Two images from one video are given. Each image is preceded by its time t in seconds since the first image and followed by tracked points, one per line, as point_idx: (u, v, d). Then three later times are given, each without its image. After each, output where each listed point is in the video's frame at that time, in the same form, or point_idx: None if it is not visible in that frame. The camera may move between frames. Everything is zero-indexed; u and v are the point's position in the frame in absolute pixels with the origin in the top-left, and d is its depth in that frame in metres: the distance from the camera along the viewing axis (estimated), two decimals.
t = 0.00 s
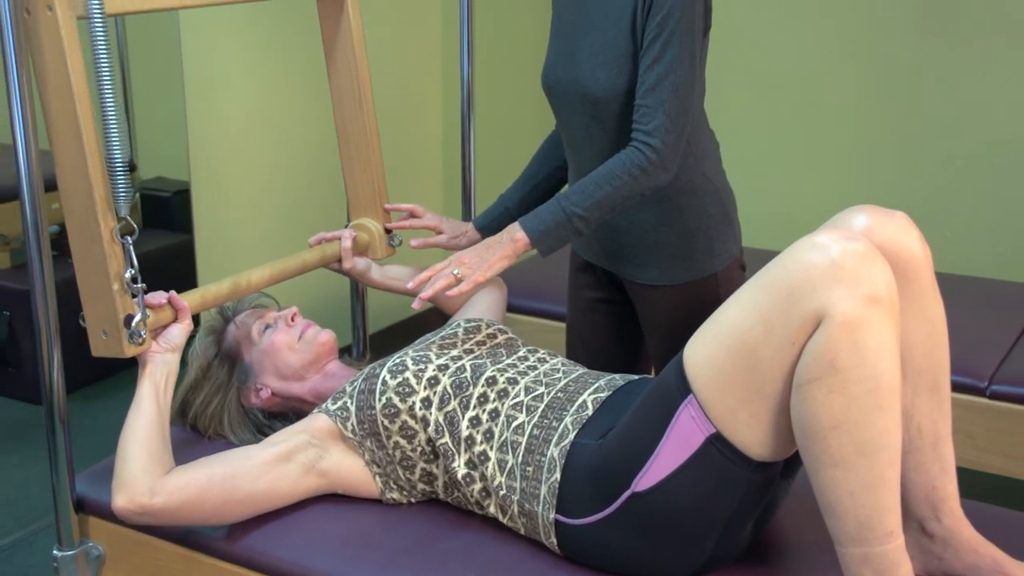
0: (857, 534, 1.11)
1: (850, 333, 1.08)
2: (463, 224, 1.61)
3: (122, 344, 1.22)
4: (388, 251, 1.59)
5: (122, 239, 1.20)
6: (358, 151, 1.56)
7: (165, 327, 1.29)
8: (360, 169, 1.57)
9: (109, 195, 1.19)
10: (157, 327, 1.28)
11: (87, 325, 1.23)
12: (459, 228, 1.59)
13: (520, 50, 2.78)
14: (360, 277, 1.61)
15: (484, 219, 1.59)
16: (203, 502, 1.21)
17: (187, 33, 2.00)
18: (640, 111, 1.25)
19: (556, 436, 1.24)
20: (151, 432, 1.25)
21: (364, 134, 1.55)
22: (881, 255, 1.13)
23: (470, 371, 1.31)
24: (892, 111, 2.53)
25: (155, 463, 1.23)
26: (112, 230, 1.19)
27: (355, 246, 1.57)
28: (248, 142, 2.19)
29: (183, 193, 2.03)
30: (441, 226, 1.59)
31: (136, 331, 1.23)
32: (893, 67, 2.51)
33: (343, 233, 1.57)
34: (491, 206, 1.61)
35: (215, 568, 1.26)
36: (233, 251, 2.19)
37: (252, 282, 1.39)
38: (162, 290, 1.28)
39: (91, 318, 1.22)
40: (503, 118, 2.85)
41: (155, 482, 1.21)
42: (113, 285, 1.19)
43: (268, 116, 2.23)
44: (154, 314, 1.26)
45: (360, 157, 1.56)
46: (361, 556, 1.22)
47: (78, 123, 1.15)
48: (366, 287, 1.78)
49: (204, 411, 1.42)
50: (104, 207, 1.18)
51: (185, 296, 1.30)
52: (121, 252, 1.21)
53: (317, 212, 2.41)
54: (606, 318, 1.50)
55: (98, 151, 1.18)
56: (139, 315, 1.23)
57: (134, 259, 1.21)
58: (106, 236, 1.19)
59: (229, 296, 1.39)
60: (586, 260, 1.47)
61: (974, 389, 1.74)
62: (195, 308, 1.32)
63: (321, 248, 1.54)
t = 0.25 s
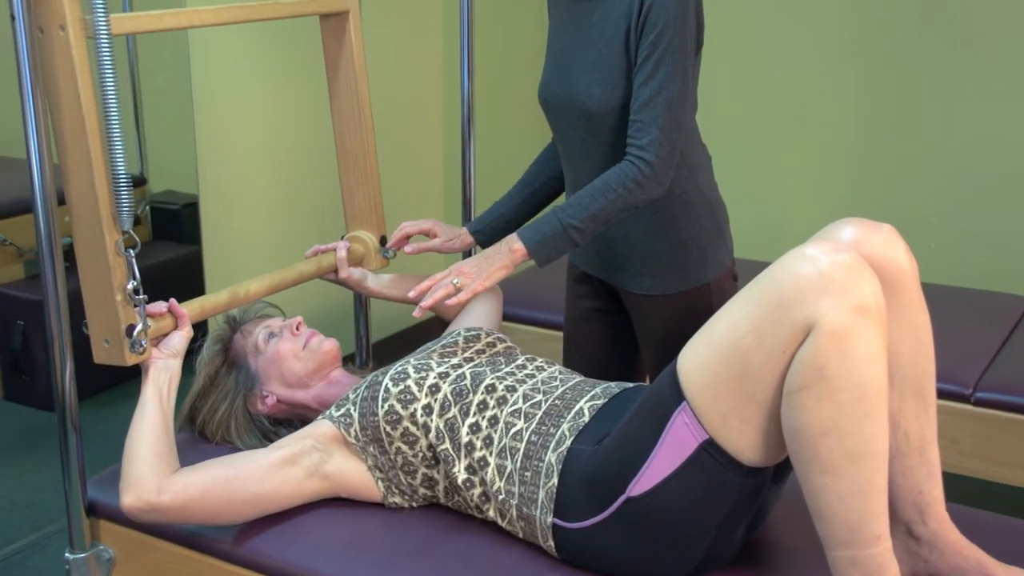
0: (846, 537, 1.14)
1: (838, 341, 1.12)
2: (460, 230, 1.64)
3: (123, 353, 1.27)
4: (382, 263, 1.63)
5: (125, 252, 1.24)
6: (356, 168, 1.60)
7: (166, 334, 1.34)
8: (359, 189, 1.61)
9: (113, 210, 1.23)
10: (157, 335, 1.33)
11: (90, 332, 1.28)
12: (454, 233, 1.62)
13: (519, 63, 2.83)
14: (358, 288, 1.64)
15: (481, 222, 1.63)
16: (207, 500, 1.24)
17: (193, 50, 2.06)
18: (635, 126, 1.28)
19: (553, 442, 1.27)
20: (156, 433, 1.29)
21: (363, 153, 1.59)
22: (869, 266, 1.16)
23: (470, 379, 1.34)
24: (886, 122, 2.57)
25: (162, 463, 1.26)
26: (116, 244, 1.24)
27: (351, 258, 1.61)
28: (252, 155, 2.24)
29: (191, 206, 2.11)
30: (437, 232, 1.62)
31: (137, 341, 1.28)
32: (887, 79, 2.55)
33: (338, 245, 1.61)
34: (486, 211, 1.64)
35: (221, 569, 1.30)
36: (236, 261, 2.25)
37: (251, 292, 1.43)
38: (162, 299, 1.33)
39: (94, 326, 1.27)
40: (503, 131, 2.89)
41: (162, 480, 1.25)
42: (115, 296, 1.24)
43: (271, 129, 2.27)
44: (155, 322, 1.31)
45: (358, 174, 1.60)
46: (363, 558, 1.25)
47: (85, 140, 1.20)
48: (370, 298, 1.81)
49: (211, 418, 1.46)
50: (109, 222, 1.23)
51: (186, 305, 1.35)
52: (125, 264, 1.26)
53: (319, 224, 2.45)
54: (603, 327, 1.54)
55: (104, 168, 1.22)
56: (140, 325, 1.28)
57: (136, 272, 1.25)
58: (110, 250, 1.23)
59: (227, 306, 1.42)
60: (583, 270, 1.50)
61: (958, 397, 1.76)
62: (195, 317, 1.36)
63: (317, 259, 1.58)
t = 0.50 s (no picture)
0: (835, 538, 1.18)
1: (826, 349, 1.15)
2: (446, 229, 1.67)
3: (128, 359, 1.32)
4: (378, 272, 1.68)
5: (131, 263, 1.30)
6: (357, 183, 1.65)
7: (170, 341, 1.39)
8: (359, 205, 1.66)
9: (120, 222, 1.29)
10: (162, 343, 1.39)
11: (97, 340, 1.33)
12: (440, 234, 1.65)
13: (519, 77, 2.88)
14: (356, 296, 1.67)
15: (470, 223, 1.65)
16: (215, 497, 1.28)
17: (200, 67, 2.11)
18: (629, 141, 1.33)
19: (550, 446, 1.31)
20: (165, 432, 1.33)
21: (363, 170, 1.63)
22: (855, 277, 1.20)
23: (470, 385, 1.38)
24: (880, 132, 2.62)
25: (171, 460, 1.30)
26: (123, 255, 1.29)
27: (348, 267, 1.65)
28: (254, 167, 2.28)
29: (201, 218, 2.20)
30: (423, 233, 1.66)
31: (142, 349, 1.33)
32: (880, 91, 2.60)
33: (336, 254, 1.65)
34: (477, 212, 1.66)
35: (228, 569, 1.34)
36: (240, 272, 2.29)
37: (252, 302, 1.49)
38: (166, 307, 1.38)
39: (102, 334, 1.32)
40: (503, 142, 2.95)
41: (171, 478, 1.28)
42: (122, 306, 1.29)
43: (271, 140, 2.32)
44: (159, 329, 1.37)
45: (359, 189, 1.65)
46: (367, 559, 1.29)
47: (95, 157, 1.25)
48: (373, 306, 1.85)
49: (220, 423, 1.50)
50: (116, 235, 1.28)
51: (188, 312, 1.40)
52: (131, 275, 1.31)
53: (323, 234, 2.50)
54: (599, 335, 1.58)
55: (112, 183, 1.27)
56: (145, 333, 1.33)
57: (142, 282, 1.31)
58: (117, 261, 1.28)
59: (229, 314, 1.48)
60: (580, 280, 1.55)
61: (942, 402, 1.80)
62: (198, 326, 1.41)
63: (317, 269, 1.62)
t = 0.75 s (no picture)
0: (818, 537, 1.24)
1: (809, 356, 1.21)
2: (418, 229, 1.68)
3: (139, 366, 1.39)
4: (378, 284, 1.74)
5: (143, 275, 1.37)
6: (357, 200, 1.72)
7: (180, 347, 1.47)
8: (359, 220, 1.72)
9: (133, 236, 1.36)
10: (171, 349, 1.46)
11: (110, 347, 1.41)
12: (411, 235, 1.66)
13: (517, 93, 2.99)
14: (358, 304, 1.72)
15: (441, 224, 1.66)
16: (226, 494, 1.34)
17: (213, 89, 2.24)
18: (625, 155, 1.39)
19: (547, 449, 1.37)
20: (176, 434, 1.39)
21: (364, 187, 1.70)
22: (836, 287, 1.26)
23: (469, 391, 1.44)
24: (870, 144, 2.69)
25: (182, 459, 1.36)
26: (136, 267, 1.36)
27: (348, 278, 1.72)
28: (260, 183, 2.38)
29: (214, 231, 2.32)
30: (398, 233, 1.68)
31: (152, 356, 1.41)
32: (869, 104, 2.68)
33: (336, 266, 1.71)
34: (448, 215, 1.68)
35: (238, 567, 1.40)
36: (251, 280, 2.41)
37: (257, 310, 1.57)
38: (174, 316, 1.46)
39: (115, 341, 1.40)
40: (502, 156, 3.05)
41: (183, 475, 1.34)
42: (134, 315, 1.36)
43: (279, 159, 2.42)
44: (168, 337, 1.44)
45: (359, 205, 1.72)
46: (371, 556, 1.35)
47: (110, 174, 1.33)
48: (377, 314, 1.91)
49: (232, 427, 1.57)
50: (129, 248, 1.35)
51: (196, 320, 1.48)
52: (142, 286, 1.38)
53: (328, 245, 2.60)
54: (592, 342, 1.64)
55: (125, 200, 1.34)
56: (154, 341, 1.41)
57: (153, 293, 1.38)
58: (129, 273, 1.36)
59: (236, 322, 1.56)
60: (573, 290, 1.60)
61: (918, 406, 1.83)
62: (206, 333, 1.50)
63: (319, 279, 1.69)
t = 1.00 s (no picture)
0: (804, 536, 1.28)
1: (796, 364, 1.26)
2: (388, 238, 1.72)
3: (147, 372, 1.46)
4: (378, 294, 1.83)
5: (153, 286, 1.45)
6: (359, 213, 1.78)
7: (187, 353, 1.54)
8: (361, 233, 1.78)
9: (144, 248, 1.43)
10: (179, 356, 1.53)
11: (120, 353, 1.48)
12: (379, 244, 1.71)
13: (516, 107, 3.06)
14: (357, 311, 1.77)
15: (408, 231, 1.70)
16: (236, 492, 1.39)
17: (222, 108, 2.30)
18: (633, 167, 1.44)
19: (544, 452, 1.43)
20: (186, 434, 1.44)
21: (365, 200, 1.76)
22: (822, 297, 1.31)
23: (470, 396, 1.50)
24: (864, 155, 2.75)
25: (193, 458, 1.41)
26: (146, 278, 1.44)
27: (350, 288, 1.79)
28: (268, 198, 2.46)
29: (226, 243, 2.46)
30: (365, 245, 1.71)
31: (160, 362, 1.47)
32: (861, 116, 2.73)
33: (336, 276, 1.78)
34: (416, 222, 1.71)
35: (246, 565, 1.45)
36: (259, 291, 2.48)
37: (260, 318, 1.65)
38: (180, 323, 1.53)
39: (125, 349, 1.47)
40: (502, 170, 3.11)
41: (194, 472, 1.39)
42: (144, 324, 1.44)
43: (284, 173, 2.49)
44: (176, 343, 1.51)
45: (361, 218, 1.77)
46: (376, 555, 1.41)
47: (125, 189, 1.39)
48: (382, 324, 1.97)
49: (242, 431, 1.64)
50: (139, 261, 1.42)
51: (203, 328, 1.55)
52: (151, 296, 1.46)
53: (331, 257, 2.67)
54: (584, 350, 1.69)
55: (137, 215, 1.41)
56: (162, 349, 1.48)
57: (162, 302, 1.46)
58: (140, 284, 1.43)
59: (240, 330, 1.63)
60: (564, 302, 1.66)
61: (899, 411, 1.87)
62: (212, 341, 1.57)
63: (321, 289, 1.75)
